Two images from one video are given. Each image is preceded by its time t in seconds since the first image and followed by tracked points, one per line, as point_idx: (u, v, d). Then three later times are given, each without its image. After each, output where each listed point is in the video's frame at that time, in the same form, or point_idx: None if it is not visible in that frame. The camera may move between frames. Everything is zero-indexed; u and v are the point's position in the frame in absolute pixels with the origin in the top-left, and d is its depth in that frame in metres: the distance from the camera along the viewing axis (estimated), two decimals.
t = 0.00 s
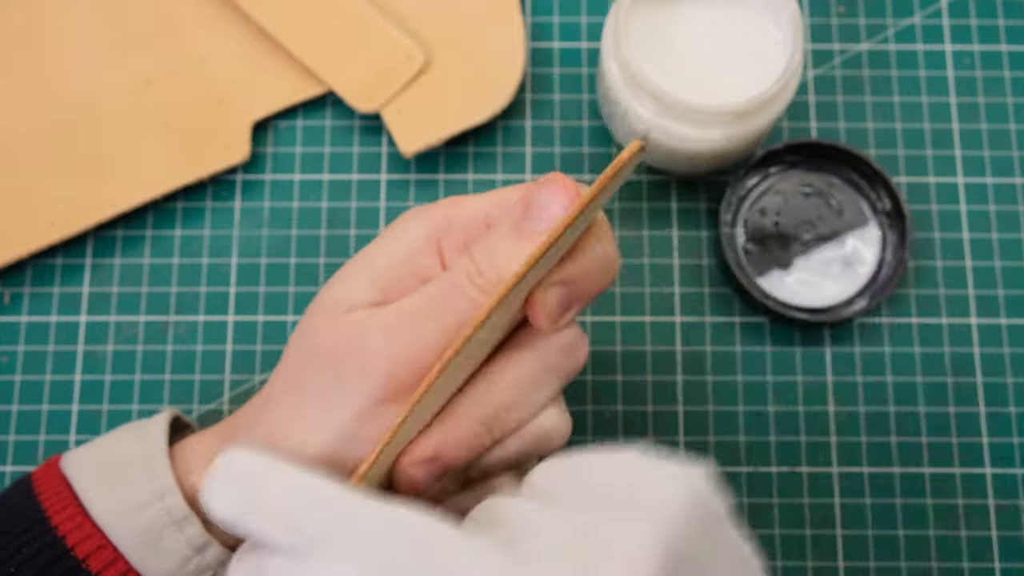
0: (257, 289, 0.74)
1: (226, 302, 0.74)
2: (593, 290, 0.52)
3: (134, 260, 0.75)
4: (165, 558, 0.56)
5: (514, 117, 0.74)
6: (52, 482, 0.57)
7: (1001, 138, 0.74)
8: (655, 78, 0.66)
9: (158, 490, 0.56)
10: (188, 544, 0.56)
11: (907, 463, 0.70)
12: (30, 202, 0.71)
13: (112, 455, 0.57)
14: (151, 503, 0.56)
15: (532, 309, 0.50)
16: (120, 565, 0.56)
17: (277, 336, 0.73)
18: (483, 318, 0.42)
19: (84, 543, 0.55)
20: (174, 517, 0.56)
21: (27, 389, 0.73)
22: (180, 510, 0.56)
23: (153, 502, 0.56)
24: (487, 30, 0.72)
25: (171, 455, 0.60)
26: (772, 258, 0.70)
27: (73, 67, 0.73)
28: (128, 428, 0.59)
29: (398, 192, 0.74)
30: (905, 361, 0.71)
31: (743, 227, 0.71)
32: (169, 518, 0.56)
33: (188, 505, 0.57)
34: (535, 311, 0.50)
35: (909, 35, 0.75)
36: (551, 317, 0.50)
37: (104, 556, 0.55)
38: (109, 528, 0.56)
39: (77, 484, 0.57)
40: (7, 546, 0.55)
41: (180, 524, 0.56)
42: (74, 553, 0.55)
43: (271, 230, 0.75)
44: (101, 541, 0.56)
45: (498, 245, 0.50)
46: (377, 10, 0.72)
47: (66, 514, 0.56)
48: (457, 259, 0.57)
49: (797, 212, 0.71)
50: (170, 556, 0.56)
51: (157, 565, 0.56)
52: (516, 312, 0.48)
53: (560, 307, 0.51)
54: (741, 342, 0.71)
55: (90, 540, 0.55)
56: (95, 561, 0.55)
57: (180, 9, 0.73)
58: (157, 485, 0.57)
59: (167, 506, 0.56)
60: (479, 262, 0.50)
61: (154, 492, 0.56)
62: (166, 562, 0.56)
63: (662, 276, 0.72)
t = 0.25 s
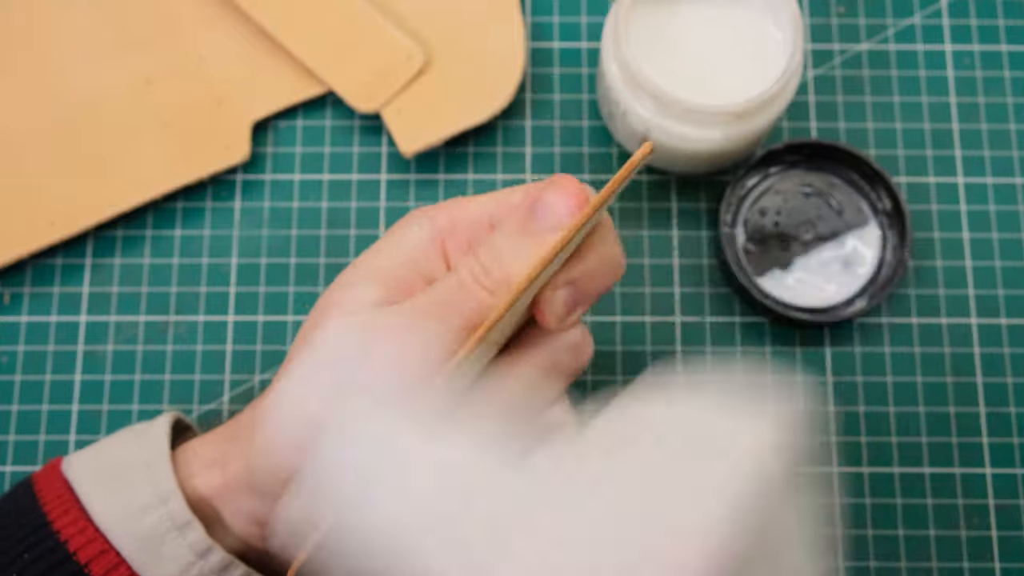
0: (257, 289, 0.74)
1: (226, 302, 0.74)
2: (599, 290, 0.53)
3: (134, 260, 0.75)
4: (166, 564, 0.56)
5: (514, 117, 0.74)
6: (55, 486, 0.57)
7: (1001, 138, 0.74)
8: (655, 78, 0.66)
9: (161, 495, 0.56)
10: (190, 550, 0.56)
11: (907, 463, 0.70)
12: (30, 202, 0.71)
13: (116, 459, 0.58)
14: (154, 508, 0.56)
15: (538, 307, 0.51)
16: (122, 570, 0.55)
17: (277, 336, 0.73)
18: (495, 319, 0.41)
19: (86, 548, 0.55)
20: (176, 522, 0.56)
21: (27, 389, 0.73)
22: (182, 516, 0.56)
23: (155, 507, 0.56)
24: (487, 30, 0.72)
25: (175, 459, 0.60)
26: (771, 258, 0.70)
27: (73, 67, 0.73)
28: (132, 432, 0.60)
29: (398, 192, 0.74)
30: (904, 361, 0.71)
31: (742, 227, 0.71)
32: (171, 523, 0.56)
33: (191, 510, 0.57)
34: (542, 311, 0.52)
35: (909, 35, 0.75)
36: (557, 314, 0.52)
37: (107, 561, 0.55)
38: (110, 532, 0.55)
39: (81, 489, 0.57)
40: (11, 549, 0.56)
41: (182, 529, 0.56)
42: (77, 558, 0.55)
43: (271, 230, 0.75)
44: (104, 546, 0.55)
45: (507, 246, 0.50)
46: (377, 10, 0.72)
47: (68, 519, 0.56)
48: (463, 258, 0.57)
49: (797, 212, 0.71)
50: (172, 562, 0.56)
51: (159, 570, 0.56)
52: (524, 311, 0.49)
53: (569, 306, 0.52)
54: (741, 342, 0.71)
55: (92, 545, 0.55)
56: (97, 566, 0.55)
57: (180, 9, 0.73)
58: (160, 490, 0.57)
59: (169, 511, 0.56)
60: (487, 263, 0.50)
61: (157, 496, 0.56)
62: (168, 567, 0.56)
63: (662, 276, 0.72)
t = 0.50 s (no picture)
0: (257, 289, 0.74)
1: (226, 302, 0.74)
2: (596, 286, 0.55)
3: (133, 260, 0.75)
4: (162, 561, 0.56)
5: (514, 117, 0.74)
6: (50, 484, 0.57)
7: (1001, 138, 0.74)
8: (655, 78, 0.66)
9: (156, 493, 0.57)
10: (186, 548, 0.56)
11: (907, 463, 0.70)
12: (30, 202, 0.71)
13: (111, 458, 0.57)
14: (149, 506, 0.56)
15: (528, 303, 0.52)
16: (118, 568, 0.56)
17: (277, 336, 0.73)
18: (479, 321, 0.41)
19: (82, 547, 0.55)
20: (172, 520, 0.56)
21: (27, 388, 0.73)
22: (178, 513, 0.56)
23: (151, 506, 0.56)
24: (487, 30, 0.72)
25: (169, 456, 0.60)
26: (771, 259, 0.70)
27: (73, 67, 0.73)
28: (125, 430, 0.59)
29: (398, 192, 0.74)
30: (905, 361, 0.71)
31: (742, 227, 0.71)
32: (167, 522, 0.56)
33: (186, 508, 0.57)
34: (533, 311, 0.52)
35: (909, 35, 0.75)
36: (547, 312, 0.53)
37: (102, 559, 0.55)
38: (107, 531, 0.56)
39: (76, 487, 0.57)
40: (5, 548, 0.55)
41: (178, 527, 0.56)
42: (72, 556, 0.55)
43: (271, 230, 0.75)
44: (100, 544, 0.56)
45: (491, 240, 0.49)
46: (377, 10, 0.72)
47: (64, 518, 0.56)
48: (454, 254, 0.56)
49: (797, 212, 0.71)
50: (167, 560, 0.56)
51: (155, 568, 0.56)
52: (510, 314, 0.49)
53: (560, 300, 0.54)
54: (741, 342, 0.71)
55: (88, 543, 0.55)
56: (93, 565, 0.55)
57: (180, 8, 0.73)
58: (156, 488, 0.57)
59: (165, 509, 0.56)
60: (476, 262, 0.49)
61: (153, 495, 0.56)
62: (163, 566, 0.56)
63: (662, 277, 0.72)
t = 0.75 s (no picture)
0: (257, 289, 0.74)
1: (226, 302, 0.74)
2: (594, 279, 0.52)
3: (134, 260, 0.75)
4: (160, 561, 0.56)
5: (514, 117, 0.74)
6: (48, 484, 0.57)
7: (1001, 138, 0.74)
8: (655, 77, 0.66)
9: (153, 493, 0.56)
10: (184, 548, 0.56)
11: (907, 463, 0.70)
12: (30, 202, 0.71)
13: (108, 458, 0.58)
14: (146, 506, 0.56)
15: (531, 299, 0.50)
16: (115, 568, 0.56)
17: (276, 336, 0.73)
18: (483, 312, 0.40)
19: (80, 547, 0.55)
20: (169, 520, 0.56)
21: (27, 388, 0.73)
22: (176, 513, 0.56)
23: (148, 506, 0.56)
24: (487, 30, 0.72)
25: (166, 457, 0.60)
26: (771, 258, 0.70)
27: (73, 68, 0.73)
28: (124, 430, 0.60)
29: (398, 192, 0.74)
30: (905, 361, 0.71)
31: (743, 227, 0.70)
32: (164, 522, 0.56)
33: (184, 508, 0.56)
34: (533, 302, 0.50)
35: (909, 35, 0.75)
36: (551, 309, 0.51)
37: (100, 560, 0.55)
38: (104, 530, 0.56)
39: (74, 487, 0.57)
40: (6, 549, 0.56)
41: (175, 527, 0.56)
42: (69, 556, 0.55)
43: (271, 230, 0.75)
44: (98, 544, 0.55)
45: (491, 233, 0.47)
46: (377, 10, 0.72)
47: (62, 518, 0.56)
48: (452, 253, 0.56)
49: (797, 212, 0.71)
50: (164, 560, 0.56)
51: (153, 568, 0.56)
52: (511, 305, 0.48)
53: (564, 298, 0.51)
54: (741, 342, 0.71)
55: (86, 544, 0.55)
56: (91, 565, 0.55)
57: (181, 9, 0.73)
58: (153, 488, 0.56)
59: (163, 509, 0.56)
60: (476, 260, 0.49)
61: (150, 495, 0.56)
62: (161, 565, 0.56)
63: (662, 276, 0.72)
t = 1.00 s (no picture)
0: (257, 289, 0.74)
1: (226, 302, 0.74)
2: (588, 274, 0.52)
3: (134, 260, 0.75)
4: (150, 563, 0.56)
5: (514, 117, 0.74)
6: (41, 486, 0.57)
7: (1001, 138, 0.74)
8: (655, 77, 0.66)
9: (145, 495, 0.56)
10: (176, 551, 0.56)
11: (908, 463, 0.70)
12: (30, 202, 0.71)
13: (101, 459, 0.57)
14: (138, 509, 0.56)
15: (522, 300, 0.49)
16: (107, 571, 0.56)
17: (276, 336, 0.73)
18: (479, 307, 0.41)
19: (71, 549, 0.55)
20: (161, 523, 0.56)
21: (27, 388, 0.73)
22: (167, 516, 0.56)
23: (139, 508, 0.56)
24: (487, 30, 0.72)
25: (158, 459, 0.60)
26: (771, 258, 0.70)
27: (73, 68, 0.73)
28: (117, 432, 0.60)
29: (398, 192, 0.74)
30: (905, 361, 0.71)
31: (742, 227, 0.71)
32: (155, 524, 0.56)
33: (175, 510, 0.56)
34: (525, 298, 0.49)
35: (909, 35, 0.75)
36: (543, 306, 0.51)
37: (92, 562, 0.55)
38: (95, 532, 0.56)
39: (66, 488, 0.57)
40: None
41: (167, 530, 0.56)
42: (61, 559, 0.55)
43: (271, 230, 0.75)
44: (89, 547, 0.56)
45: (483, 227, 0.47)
46: (377, 10, 0.72)
47: (53, 520, 0.56)
48: (441, 250, 0.56)
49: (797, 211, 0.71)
50: (156, 563, 0.56)
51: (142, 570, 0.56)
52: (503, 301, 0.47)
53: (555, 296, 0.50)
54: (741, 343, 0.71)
55: (77, 546, 0.55)
56: (81, 568, 0.55)
57: (181, 9, 0.73)
58: (144, 490, 0.56)
59: (154, 511, 0.56)
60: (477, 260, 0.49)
61: (142, 497, 0.56)
62: (151, 568, 0.56)
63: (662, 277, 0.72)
